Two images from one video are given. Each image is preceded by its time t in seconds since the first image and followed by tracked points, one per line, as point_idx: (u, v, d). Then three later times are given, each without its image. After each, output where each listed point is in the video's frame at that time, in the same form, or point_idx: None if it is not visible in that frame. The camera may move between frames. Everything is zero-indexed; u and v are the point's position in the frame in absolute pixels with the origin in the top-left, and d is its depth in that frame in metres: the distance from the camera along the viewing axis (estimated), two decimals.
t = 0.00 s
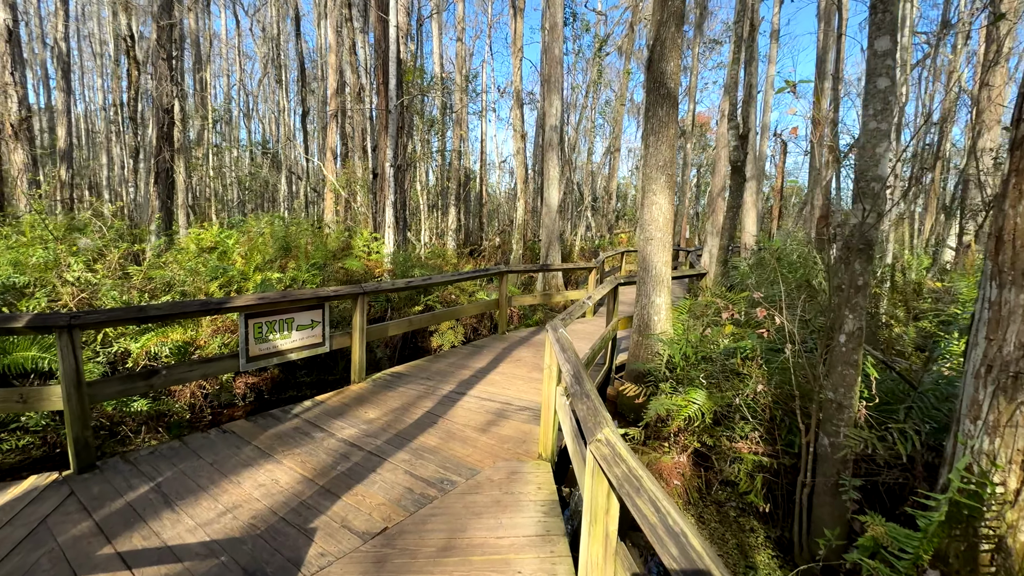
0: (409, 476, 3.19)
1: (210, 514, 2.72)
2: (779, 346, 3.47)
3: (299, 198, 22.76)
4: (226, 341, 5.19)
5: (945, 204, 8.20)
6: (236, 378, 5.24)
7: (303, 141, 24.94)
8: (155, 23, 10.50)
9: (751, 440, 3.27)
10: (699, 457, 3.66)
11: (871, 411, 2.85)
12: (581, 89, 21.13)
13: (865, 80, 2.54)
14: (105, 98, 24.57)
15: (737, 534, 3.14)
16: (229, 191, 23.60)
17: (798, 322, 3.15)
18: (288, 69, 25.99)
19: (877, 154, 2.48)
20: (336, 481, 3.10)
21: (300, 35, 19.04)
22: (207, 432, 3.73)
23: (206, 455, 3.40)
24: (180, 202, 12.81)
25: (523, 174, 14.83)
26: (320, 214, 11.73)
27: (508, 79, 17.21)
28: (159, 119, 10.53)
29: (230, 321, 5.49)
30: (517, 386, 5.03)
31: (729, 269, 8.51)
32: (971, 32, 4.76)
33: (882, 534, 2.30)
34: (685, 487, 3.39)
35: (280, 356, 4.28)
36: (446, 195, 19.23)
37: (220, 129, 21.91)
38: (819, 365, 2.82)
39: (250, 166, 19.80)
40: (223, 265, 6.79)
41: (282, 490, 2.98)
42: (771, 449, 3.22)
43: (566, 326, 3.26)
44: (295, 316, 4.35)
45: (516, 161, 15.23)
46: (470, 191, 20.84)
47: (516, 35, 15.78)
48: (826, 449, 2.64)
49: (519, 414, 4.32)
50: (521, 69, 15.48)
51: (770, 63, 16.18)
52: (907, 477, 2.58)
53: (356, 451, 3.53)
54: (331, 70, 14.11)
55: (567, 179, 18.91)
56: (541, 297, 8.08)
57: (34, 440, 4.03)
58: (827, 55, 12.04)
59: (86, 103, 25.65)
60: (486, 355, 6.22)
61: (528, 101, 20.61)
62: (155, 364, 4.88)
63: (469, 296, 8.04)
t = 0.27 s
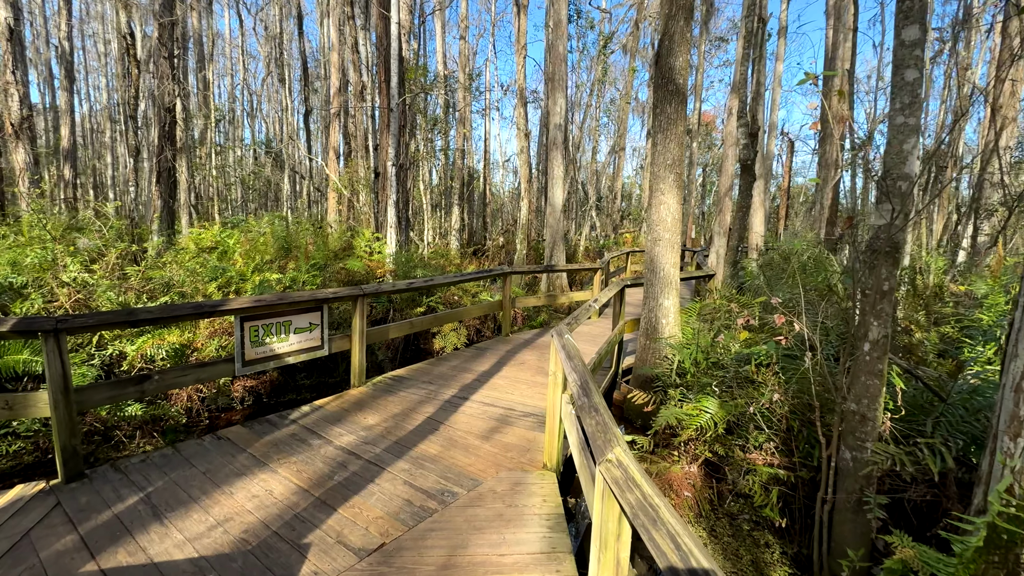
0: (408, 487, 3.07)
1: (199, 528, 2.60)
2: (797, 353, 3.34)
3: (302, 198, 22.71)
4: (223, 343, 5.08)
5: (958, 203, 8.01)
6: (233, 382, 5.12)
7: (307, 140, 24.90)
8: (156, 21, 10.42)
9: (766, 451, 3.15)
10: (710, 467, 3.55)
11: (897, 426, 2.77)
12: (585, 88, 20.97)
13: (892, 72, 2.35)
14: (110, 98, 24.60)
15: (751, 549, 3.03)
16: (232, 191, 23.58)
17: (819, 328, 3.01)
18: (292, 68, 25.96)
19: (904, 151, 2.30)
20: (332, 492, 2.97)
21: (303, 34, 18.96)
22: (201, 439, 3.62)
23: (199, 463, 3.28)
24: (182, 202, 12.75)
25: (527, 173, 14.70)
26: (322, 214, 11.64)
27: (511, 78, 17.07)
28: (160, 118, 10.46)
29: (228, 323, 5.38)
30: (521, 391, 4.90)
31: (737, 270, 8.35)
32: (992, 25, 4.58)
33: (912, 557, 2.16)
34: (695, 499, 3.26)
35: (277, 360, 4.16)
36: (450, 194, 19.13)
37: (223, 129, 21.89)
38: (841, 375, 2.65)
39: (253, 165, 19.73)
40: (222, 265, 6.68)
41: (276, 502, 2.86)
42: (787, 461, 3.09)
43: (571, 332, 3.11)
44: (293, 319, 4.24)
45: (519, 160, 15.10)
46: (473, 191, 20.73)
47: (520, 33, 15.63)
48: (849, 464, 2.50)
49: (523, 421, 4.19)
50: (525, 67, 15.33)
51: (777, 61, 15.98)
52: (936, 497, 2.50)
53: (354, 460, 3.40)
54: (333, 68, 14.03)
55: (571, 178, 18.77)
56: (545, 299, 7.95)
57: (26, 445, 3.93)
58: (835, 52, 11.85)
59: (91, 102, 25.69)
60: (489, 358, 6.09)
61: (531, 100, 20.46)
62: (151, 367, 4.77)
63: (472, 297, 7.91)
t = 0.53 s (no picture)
0: (407, 498, 2.93)
1: (187, 542, 2.47)
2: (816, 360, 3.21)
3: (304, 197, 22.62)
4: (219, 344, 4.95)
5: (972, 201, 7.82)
6: (230, 384, 4.99)
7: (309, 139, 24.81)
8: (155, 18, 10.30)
9: (782, 461, 3.02)
10: (721, 476, 3.42)
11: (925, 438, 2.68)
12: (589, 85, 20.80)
13: (922, 59, 2.19)
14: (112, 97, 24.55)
15: (766, 564, 2.88)
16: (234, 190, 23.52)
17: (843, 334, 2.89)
18: (294, 66, 25.86)
19: (935, 144, 2.15)
20: (327, 503, 2.84)
21: (304, 32, 18.83)
22: (194, 446, 3.49)
23: (190, 472, 3.15)
24: (182, 201, 12.65)
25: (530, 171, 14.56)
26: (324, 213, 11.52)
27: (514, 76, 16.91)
28: (159, 115, 10.34)
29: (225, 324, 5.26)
30: (524, 395, 4.76)
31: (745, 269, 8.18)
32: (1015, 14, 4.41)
33: None
34: (707, 510, 3.12)
35: (273, 363, 4.04)
36: (452, 193, 19.00)
37: (225, 127, 21.80)
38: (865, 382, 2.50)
39: (255, 163, 19.64)
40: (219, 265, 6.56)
41: (269, 513, 2.73)
42: (804, 472, 2.95)
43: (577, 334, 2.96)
44: (289, 320, 4.11)
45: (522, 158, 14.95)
46: (476, 189, 20.59)
47: (523, 30, 15.47)
48: (873, 477, 2.36)
49: (526, 426, 4.05)
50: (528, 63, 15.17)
51: (784, 57, 15.78)
52: (968, 514, 2.41)
53: (350, 468, 3.27)
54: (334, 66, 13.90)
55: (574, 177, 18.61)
56: (548, 299, 7.81)
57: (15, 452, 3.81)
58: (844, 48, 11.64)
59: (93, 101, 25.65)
60: (492, 360, 5.96)
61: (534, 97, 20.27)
62: (145, 369, 4.65)
63: (474, 297, 7.77)
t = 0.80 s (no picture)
0: (405, 509, 2.79)
1: (174, 556, 2.34)
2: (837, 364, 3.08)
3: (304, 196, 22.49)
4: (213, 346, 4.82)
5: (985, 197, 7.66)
6: (225, 387, 4.86)
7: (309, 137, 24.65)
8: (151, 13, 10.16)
9: (799, 470, 2.91)
10: (734, 484, 3.32)
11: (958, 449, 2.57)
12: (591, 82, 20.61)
13: (957, 42, 2.04)
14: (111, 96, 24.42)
15: None
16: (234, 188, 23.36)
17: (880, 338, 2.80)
18: (294, 65, 25.69)
19: (972, 133, 1.99)
20: (322, 515, 2.70)
21: (304, 29, 18.68)
22: (184, 452, 3.35)
23: (179, 480, 3.00)
24: (181, 199, 12.54)
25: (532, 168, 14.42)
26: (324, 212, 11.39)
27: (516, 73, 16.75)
28: (157, 113, 10.21)
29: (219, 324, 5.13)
30: (528, 398, 4.62)
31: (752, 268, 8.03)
32: None
33: None
34: (720, 520, 3.03)
35: (267, 365, 3.89)
36: (453, 191, 18.86)
37: (224, 125, 21.67)
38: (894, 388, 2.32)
39: (255, 162, 19.53)
40: (215, 264, 6.41)
41: (260, 525, 2.59)
42: (825, 481, 2.83)
43: (583, 336, 2.79)
44: (284, 321, 3.96)
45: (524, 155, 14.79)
46: (477, 188, 20.48)
47: (524, 26, 15.30)
48: (901, 490, 2.21)
49: (530, 431, 3.90)
50: (529, 59, 15.00)
51: (789, 53, 15.61)
52: (1003, 530, 2.34)
53: (348, 476, 3.13)
54: (335, 62, 13.76)
55: (577, 175, 18.45)
56: (551, 299, 7.67)
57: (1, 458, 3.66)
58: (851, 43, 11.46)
59: (91, 101, 25.52)
60: (494, 361, 5.82)
61: (536, 95, 20.10)
62: (137, 372, 4.51)
63: (476, 297, 7.63)
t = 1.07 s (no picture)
0: (403, 521, 2.65)
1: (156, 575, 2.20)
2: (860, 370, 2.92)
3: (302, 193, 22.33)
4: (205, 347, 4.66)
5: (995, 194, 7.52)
6: (218, 390, 4.71)
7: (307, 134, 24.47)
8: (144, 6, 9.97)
9: (817, 480, 2.82)
10: (746, 492, 3.25)
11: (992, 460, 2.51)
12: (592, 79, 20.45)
13: (996, 24, 1.84)
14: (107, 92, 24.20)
15: None
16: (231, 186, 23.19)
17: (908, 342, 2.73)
18: (291, 61, 25.47)
19: (1014, 121, 1.80)
20: (315, 528, 2.56)
21: (301, 24, 18.50)
22: (172, 459, 3.20)
23: (166, 490, 2.85)
24: (177, 197, 12.37)
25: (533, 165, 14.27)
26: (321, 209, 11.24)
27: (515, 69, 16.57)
28: (151, 109, 10.05)
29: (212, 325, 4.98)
30: (530, 402, 4.48)
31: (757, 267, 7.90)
32: None
33: None
34: (733, 531, 2.92)
35: (260, 368, 3.74)
36: (452, 189, 18.70)
37: (221, 122, 21.49)
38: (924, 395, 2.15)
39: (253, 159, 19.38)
40: (208, 262, 6.26)
41: (250, 540, 2.45)
42: (845, 489, 2.73)
43: (591, 339, 2.63)
44: (278, 322, 3.81)
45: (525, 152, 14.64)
46: (476, 185, 20.33)
47: (524, 21, 15.13)
48: (932, 504, 2.06)
49: (533, 437, 3.77)
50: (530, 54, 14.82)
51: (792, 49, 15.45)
52: None
53: (342, 486, 2.99)
54: (333, 58, 13.58)
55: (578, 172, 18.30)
56: (552, 298, 7.53)
57: None
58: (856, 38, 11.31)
59: (87, 98, 25.30)
60: (495, 362, 5.68)
61: (536, 91, 19.94)
62: (126, 374, 4.36)
63: (476, 296, 7.50)
